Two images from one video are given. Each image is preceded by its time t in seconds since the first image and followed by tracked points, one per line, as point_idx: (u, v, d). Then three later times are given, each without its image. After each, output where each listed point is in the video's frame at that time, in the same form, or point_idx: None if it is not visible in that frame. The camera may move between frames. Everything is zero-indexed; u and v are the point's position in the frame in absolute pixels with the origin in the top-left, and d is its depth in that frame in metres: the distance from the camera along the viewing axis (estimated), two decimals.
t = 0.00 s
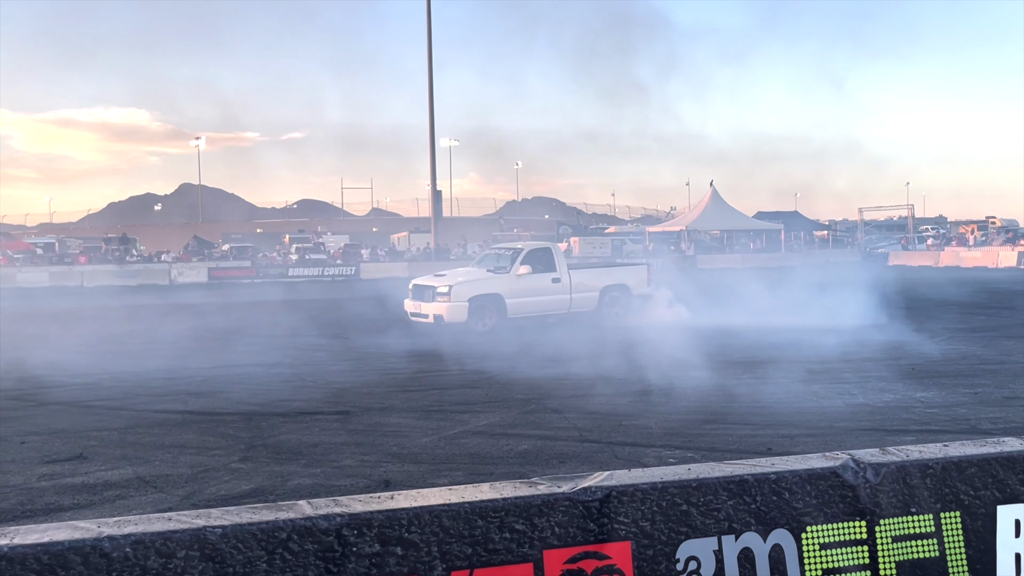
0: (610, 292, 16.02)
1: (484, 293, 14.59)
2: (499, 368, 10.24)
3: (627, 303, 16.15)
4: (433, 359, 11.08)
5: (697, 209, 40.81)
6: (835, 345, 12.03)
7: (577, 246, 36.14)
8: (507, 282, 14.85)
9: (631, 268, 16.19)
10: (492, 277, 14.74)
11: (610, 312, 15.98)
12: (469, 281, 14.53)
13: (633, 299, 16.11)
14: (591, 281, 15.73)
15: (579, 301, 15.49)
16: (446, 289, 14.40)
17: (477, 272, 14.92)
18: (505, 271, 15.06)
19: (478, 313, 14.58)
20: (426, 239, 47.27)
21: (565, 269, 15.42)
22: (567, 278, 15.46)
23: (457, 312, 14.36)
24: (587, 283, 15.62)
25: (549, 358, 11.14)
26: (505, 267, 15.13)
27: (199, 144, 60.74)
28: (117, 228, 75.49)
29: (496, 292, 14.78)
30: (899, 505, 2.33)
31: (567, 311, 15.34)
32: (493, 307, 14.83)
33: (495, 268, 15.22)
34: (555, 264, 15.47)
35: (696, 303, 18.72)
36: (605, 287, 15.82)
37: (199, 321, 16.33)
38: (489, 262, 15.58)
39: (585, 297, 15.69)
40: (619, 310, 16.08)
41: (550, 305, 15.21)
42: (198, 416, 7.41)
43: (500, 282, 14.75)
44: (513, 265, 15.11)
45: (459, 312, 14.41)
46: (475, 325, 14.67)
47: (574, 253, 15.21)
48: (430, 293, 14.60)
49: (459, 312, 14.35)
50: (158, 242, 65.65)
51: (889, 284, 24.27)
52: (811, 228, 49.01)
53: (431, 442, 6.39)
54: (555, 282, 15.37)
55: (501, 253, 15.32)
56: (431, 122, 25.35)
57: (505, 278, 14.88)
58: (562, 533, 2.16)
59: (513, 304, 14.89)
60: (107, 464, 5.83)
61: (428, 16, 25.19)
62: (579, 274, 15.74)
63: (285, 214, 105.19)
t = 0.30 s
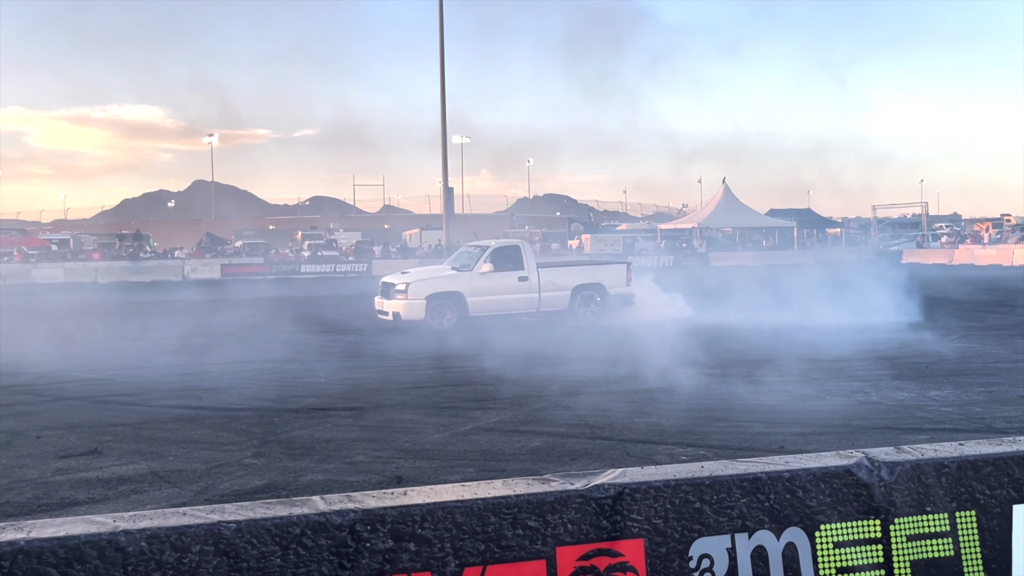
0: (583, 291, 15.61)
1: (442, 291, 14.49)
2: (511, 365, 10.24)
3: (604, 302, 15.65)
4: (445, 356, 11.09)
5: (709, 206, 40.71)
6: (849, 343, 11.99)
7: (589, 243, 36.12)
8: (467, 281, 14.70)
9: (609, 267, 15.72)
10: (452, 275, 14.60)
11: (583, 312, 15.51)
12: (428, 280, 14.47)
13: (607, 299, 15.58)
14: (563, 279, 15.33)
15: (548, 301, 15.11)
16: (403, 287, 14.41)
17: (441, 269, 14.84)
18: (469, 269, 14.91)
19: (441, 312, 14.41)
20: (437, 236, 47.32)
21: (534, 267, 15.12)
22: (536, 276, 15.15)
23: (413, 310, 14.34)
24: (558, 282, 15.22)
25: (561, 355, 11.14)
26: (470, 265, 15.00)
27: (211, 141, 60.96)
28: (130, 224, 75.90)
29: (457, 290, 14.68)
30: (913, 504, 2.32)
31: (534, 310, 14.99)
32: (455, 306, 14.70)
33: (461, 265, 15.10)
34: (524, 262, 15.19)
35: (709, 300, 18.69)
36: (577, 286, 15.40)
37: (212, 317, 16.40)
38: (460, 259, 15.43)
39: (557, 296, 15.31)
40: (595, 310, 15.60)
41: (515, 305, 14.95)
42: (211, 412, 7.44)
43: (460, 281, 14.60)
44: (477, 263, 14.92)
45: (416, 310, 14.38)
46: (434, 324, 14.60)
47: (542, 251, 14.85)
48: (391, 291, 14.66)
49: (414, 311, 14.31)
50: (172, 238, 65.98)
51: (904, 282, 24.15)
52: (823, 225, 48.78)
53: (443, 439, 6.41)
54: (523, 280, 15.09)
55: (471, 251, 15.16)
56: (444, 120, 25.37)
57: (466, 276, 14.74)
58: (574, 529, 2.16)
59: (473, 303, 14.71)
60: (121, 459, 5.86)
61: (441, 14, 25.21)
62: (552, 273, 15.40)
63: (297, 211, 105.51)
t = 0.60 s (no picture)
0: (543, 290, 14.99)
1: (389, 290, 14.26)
2: (525, 362, 10.24)
3: (566, 302, 15.02)
4: (459, 352, 11.11)
5: (724, 203, 40.58)
6: (865, 341, 11.94)
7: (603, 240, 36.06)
8: (415, 279, 14.36)
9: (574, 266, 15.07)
10: (400, 273, 14.27)
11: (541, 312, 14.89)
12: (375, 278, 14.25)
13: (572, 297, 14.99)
14: (519, 279, 14.76)
15: (502, 301, 14.54)
16: (349, 285, 14.32)
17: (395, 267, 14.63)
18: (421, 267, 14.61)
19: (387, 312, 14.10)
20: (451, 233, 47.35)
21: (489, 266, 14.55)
22: (490, 276, 14.62)
23: (356, 308, 14.20)
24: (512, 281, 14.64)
25: (576, 352, 11.14)
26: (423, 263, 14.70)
27: (227, 139, 61.21)
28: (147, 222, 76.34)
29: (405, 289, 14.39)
30: (932, 502, 2.30)
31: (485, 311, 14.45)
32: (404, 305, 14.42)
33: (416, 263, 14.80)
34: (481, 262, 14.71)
35: (724, 298, 18.66)
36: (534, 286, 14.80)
37: (227, 314, 16.48)
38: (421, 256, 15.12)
39: (512, 296, 14.77)
40: (556, 310, 14.97)
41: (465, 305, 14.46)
42: (227, 408, 7.48)
43: (406, 280, 14.27)
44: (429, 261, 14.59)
45: (361, 308, 14.22)
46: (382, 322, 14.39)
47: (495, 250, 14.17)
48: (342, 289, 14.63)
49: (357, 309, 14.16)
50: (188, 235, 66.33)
51: (921, 279, 24.02)
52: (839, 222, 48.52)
53: (458, 435, 6.42)
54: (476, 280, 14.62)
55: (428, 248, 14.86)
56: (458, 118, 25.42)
57: (415, 274, 14.43)
58: (590, 526, 2.15)
59: (422, 302, 14.37)
60: (138, 455, 5.90)
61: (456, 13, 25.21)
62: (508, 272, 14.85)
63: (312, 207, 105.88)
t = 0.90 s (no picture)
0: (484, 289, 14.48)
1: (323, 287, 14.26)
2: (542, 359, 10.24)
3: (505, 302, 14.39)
4: (476, 349, 11.12)
5: (742, 200, 40.38)
6: (885, 338, 11.85)
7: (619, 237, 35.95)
8: (348, 277, 14.26)
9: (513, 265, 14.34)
10: (334, 270, 14.25)
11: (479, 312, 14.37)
12: (311, 275, 14.26)
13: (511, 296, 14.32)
14: (456, 279, 14.28)
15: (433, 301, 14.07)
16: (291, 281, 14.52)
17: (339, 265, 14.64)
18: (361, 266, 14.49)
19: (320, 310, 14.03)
20: (468, 230, 47.39)
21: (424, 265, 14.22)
22: (425, 275, 14.24)
23: (294, 305, 14.35)
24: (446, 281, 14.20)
25: (593, 349, 11.13)
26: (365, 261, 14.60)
27: (244, 137, 61.55)
28: (166, 220, 76.88)
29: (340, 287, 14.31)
30: (952, 502, 2.29)
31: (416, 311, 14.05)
32: (341, 304, 14.38)
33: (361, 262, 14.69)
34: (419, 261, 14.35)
35: (742, 295, 18.58)
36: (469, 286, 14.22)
37: (244, 311, 16.57)
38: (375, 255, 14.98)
39: (449, 295, 14.32)
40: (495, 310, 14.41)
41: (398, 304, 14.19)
42: (246, 404, 7.53)
43: (339, 278, 14.17)
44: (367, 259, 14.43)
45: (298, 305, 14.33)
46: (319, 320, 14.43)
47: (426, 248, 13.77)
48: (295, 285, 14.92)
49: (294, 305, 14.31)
50: (206, 233, 66.72)
51: (942, 276, 23.81)
52: (858, 219, 48.21)
53: (474, 432, 6.42)
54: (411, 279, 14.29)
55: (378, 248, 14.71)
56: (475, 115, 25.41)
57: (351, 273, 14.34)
58: (608, 524, 2.15)
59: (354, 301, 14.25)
60: (157, 451, 5.95)
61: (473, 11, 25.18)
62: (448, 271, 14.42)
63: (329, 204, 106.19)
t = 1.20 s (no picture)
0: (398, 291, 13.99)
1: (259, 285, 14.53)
2: (561, 357, 10.24)
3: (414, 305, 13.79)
4: (495, 348, 11.13)
5: (762, 198, 40.13)
6: (907, 337, 11.75)
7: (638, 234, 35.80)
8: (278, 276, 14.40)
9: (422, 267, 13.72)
10: (268, 268, 14.48)
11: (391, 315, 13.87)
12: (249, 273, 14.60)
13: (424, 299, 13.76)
14: (370, 279, 13.93)
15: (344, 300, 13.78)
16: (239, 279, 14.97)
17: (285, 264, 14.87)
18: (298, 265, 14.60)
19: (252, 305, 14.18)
20: (487, 228, 47.40)
21: (343, 264, 14.01)
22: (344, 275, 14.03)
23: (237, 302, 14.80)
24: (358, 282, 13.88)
25: (611, 347, 11.10)
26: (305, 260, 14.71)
27: (263, 137, 61.89)
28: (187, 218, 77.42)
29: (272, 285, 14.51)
30: (976, 501, 2.26)
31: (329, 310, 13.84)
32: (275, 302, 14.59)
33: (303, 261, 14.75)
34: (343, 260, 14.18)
35: (761, 293, 18.47)
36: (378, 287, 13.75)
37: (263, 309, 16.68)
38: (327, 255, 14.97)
39: (365, 296, 14.00)
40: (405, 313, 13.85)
41: (315, 302, 14.13)
42: (267, 401, 7.57)
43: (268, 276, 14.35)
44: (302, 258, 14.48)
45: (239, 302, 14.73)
46: (260, 317, 14.75)
47: (338, 248, 13.50)
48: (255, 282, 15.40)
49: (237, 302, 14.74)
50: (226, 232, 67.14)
51: (965, 274, 23.56)
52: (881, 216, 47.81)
53: (494, 430, 6.43)
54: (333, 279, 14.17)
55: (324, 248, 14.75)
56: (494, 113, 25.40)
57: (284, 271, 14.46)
58: (627, 522, 2.15)
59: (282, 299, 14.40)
60: (179, 447, 5.99)
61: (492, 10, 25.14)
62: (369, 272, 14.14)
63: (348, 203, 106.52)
